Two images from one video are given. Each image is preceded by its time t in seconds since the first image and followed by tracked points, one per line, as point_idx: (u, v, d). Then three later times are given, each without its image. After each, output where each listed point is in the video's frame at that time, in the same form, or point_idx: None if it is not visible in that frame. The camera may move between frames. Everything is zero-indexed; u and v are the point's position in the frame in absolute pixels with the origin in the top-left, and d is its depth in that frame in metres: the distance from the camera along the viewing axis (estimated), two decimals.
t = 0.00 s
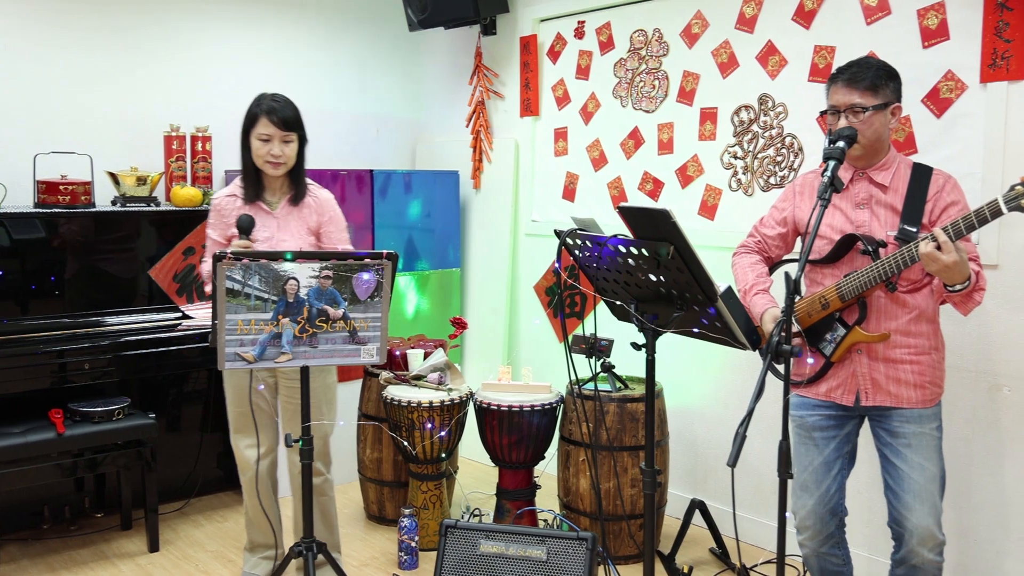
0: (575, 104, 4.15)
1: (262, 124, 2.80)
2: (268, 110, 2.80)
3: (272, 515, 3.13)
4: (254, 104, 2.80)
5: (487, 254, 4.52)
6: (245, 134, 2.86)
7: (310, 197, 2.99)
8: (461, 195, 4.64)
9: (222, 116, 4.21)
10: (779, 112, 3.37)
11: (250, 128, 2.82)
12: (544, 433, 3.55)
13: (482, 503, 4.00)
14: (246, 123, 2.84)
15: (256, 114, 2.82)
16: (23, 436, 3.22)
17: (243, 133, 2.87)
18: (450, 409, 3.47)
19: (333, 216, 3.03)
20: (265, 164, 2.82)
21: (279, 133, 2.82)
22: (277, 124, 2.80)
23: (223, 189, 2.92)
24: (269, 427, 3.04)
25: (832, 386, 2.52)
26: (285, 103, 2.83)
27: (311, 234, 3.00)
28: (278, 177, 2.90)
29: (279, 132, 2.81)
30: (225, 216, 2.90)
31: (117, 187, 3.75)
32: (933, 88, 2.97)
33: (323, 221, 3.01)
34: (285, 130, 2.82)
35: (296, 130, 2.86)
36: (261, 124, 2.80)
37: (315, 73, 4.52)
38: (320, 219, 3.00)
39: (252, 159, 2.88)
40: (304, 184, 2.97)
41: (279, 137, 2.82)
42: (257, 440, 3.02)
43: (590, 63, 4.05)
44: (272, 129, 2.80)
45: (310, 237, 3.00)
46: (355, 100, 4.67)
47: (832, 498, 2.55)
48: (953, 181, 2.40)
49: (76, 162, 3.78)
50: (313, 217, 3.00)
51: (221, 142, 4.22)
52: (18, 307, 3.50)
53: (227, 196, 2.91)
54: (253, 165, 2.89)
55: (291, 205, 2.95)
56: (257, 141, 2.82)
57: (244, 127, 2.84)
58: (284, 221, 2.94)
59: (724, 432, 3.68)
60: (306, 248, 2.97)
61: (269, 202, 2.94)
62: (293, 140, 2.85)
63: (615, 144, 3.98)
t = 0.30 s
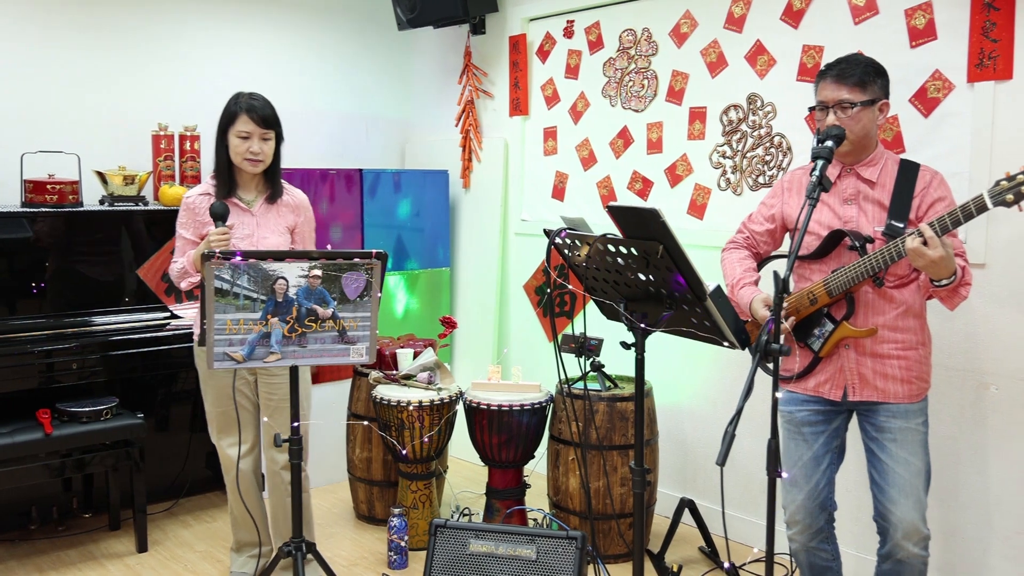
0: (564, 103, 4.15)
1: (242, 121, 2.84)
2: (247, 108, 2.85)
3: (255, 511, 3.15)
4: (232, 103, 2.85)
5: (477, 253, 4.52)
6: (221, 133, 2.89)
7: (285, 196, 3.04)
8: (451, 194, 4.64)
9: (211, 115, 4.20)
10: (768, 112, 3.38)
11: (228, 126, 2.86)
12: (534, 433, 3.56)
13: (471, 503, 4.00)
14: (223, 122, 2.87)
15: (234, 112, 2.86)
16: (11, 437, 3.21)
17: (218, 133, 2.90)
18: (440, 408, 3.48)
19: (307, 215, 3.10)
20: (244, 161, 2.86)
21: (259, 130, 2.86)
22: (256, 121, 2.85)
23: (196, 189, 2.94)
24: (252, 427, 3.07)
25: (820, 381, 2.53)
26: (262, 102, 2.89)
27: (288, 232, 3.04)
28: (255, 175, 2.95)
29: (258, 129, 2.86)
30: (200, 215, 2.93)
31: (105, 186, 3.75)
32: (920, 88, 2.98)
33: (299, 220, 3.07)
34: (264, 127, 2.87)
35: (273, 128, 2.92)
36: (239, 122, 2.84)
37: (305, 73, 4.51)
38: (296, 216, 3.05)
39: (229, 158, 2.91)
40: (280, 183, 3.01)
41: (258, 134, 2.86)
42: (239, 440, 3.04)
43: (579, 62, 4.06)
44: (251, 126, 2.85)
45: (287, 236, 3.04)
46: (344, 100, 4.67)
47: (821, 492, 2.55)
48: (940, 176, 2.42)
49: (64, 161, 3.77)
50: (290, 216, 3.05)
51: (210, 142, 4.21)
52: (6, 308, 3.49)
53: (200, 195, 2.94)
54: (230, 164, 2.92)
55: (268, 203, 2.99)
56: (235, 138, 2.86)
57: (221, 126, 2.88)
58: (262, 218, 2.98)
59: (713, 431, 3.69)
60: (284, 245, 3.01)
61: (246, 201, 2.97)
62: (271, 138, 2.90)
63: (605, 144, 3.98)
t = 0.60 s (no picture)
0: (557, 103, 4.15)
1: (232, 122, 2.84)
2: (236, 109, 2.85)
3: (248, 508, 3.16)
4: (221, 104, 2.85)
5: (471, 253, 4.51)
6: (210, 136, 2.88)
7: (274, 197, 3.05)
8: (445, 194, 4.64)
9: (204, 114, 4.19)
10: (761, 111, 3.38)
11: (218, 127, 2.86)
12: (528, 432, 3.55)
13: (465, 502, 4.00)
14: (211, 124, 2.87)
15: (224, 113, 2.86)
16: (3, 437, 3.20)
17: (207, 135, 2.90)
18: (433, 408, 3.48)
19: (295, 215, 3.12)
20: (235, 163, 2.86)
21: (249, 131, 2.86)
22: (246, 122, 2.85)
23: (188, 193, 2.92)
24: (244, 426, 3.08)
25: (811, 382, 2.53)
26: (251, 103, 2.89)
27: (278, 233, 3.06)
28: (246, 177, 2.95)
29: (249, 130, 2.86)
30: (196, 220, 2.91)
31: (98, 186, 3.74)
32: (913, 88, 2.98)
33: (287, 220, 3.09)
34: (254, 128, 2.87)
35: (262, 129, 2.92)
36: (230, 123, 2.85)
37: (298, 72, 4.51)
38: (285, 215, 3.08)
39: (219, 159, 2.91)
40: (270, 184, 3.02)
41: (248, 135, 2.86)
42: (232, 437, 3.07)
43: (573, 62, 4.06)
44: (241, 127, 2.85)
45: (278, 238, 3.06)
46: (337, 99, 4.67)
47: (812, 493, 2.56)
48: (934, 184, 2.41)
49: (57, 161, 3.77)
50: (279, 217, 3.07)
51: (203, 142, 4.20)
52: None
53: (194, 199, 2.91)
54: (219, 166, 2.92)
55: (260, 205, 3.00)
56: (225, 140, 2.86)
57: (210, 128, 2.87)
58: (255, 220, 2.99)
59: (707, 430, 3.69)
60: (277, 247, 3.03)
61: (238, 202, 2.97)
62: (261, 138, 2.90)
63: (598, 144, 3.99)
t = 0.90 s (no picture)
0: (556, 103, 4.15)
1: (233, 123, 2.85)
2: (237, 110, 2.86)
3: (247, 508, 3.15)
4: (221, 106, 2.85)
5: (470, 254, 4.52)
6: (211, 137, 2.89)
7: (276, 197, 3.05)
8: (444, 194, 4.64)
9: (202, 114, 4.19)
10: (759, 111, 3.38)
11: (219, 128, 2.87)
12: (526, 431, 3.56)
13: (464, 502, 4.00)
14: (213, 125, 2.88)
15: (224, 115, 2.86)
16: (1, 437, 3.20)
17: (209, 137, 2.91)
18: (432, 408, 3.48)
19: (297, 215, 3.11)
20: (236, 164, 2.87)
21: (249, 132, 2.87)
22: (246, 122, 2.86)
23: (189, 192, 2.93)
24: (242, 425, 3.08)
25: (809, 384, 2.53)
26: (251, 104, 2.90)
27: (280, 234, 3.05)
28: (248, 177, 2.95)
29: (249, 130, 2.86)
30: (196, 219, 2.91)
31: (96, 186, 3.74)
32: (911, 87, 2.98)
33: (289, 220, 3.08)
34: (254, 128, 2.87)
35: (263, 129, 2.92)
36: (230, 124, 2.85)
37: (297, 72, 4.51)
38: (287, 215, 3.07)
39: (220, 160, 2.91)
40: (272, 185, 3.02)
41: (249, 136, 2.87)
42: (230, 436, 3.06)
43: (571, 62, 4.06)
44: (242, 128, 2.85)
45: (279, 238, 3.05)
46: (336, 99, 4.67)
47: (810, 494, 2.56)
48: (934, 186, 2.41)
49: (55, 161, 3.77)
50: (281, 217, 3.06)
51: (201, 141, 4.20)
52: None
53: (195, 199, 2.92)
54: (221, 167, 2.92)
55: (261, 206, 3.00)
56: (226, 141, 2.86)
57: (211, 129, 2.88)
58: (256, 220, 2.99)
59: (705, 429, 3.69)
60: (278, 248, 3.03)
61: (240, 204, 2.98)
62: (262, 139, 2.90)
63: (596, 144, 3.99)
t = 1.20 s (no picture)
0: (555, 103, 4.15)
1: (236, 117, 2.85)
2: (241, 104, 2.86)
3: (249, 508, 3.15)
4: (226, 100, 2.86)
5: (470, 254, 4.52)
6: (216, 130, 2.90)
7: (281, 193, 3.04)
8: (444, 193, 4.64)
9: (202, 114, 4.19)
10: (759, 111, 3.38)
11: (223, 122, 2.87)
12: (526, 432, 3.56)
13: (463, 502, 4.00)
14: (218, 119, 2.88)
15: (229, 109, 2.87)
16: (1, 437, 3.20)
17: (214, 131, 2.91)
18: (431, 408, 3.48)
19: (303, 213, 3.10)
20: (239, 158, 2.87)
21: (252, 127, 2.86)
22: (250, 117, 2.85)
23: (191, 187, 2.94)
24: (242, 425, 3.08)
25: (809, 383, 2.53)
26: (256, 99, 2.89)
27: (284, 231, 3.05)
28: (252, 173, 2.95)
29: (252, 125, 2.86)
30: (197, 212, 2.92)
31: (96, 186, 3.72)
32: (911, 87, 2.98)
33: (295, 218, 3.07)
34: (258, 124, 2.86)
35: (267, 124, 2.91)
36: (234, 119, 2.85)
37: (296, 72, 4.51)
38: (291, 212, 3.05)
39: (224, 155, 2.92)
40: (277, 181, 3.02)
41: (253, 130, 2.86)
42: (231, 436, 3.06)
43: (571, 62, 4.06)
44: (245, 122, 2.85)
45: (283, 235, 3.05)
46: (336, 99, 4.67)
47: (810, 494, 2.56)
48: (934, 184, 2.41)
49: (56, 161, 3.77)
50: (286, 214, 3.05)
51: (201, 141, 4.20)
52: None
53: (197, 193, 2.93)
54: (225, 161, 2.93)
55: (265, 202, 3.00)
56: (230, 135, 2.86)
57: (216, 123, 2.89)
58: (259, 216, 2.98)
59: (705, 429, 3.69)
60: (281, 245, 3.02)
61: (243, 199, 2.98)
62: (266, 134, 2.90)
63: (596, 144, 3.99)
